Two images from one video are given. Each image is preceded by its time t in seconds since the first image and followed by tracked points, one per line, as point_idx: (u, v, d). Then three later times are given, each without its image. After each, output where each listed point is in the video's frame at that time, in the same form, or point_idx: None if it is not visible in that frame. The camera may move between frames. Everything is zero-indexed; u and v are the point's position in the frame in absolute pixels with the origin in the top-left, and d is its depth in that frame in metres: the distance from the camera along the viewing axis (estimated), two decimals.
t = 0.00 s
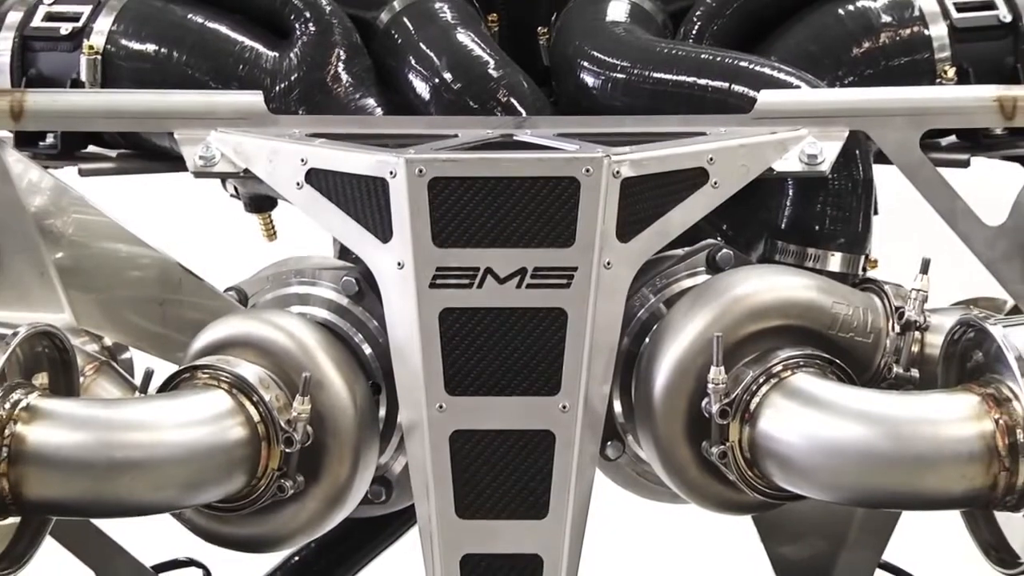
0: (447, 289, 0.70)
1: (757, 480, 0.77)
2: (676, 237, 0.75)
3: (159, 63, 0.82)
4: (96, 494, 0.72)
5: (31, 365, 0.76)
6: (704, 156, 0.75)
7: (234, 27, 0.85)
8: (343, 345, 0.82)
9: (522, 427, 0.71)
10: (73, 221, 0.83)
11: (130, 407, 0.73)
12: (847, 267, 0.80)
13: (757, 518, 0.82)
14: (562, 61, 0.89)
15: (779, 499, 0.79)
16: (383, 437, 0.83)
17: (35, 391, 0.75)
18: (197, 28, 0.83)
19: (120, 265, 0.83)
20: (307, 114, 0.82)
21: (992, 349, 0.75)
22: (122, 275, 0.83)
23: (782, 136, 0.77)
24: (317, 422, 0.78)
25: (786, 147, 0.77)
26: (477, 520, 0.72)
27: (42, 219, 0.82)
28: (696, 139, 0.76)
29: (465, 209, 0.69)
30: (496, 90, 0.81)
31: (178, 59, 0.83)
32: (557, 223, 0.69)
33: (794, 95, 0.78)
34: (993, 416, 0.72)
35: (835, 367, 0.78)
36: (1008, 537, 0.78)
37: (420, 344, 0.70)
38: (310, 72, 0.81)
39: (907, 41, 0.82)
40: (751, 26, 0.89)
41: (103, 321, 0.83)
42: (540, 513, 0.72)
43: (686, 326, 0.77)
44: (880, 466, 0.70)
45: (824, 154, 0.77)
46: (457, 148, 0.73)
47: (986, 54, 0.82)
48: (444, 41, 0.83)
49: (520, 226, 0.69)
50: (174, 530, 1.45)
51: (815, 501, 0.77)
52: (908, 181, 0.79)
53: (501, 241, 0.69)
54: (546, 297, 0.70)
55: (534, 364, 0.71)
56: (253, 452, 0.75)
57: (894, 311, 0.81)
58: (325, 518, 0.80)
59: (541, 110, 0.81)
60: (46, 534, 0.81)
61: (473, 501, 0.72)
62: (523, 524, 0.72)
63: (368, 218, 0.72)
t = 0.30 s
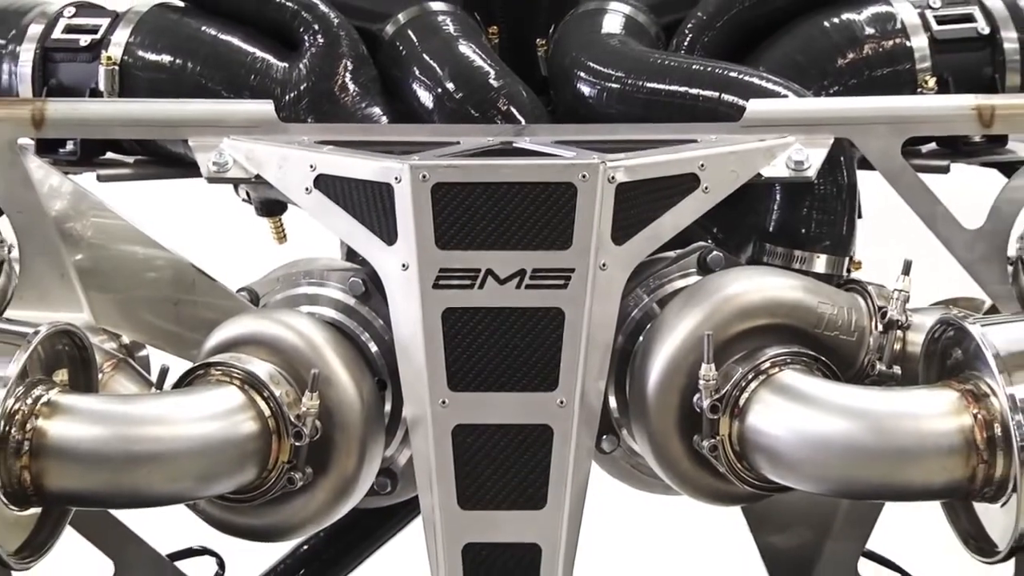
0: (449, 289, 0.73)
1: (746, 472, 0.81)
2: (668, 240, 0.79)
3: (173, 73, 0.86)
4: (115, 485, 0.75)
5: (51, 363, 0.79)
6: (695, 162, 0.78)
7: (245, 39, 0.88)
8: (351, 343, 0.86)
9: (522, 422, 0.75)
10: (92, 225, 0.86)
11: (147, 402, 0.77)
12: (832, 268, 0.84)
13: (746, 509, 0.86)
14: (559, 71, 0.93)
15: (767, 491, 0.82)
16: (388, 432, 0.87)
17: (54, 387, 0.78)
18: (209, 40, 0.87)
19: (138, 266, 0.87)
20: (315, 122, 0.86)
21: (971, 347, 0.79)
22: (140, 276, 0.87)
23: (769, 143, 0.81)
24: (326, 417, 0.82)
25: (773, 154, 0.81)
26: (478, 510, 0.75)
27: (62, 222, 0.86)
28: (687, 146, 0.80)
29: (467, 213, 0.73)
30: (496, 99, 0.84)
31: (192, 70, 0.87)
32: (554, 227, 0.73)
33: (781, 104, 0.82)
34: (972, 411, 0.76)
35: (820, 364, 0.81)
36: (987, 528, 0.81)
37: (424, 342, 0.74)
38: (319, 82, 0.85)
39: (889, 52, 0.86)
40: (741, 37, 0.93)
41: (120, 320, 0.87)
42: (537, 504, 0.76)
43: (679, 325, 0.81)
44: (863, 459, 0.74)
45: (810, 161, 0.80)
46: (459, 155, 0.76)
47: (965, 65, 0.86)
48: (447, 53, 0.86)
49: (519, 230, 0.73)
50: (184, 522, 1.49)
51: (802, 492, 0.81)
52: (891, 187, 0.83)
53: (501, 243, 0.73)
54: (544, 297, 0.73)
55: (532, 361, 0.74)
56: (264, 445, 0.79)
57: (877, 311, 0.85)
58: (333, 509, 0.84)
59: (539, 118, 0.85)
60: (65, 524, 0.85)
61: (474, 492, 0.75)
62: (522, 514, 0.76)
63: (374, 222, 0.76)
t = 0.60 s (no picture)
0: (452, 287, 0.77)
1: (735, 463, 0.85)
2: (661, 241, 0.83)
3: (189, 82, 0.90)
4: (133, 475, 0.79)
5: (71, 358, 0.84)
6: (687, 167, 0.82)
7: (257, 49, 0.92)
8: (358, 339, 0.89)
9: (521, 415, 0.78)
10: (110, 227, 0.90)
11: (164, 396, 0.81)
12: (817, 267, 0.88)
13: (735, 498, 0.90)
14: (557, 79, 0.97)
15: (755, 480, 0.86)
16: (394, 424, 0.91)
17: (74, 381, 0.83)
18: (223, 50, 0.91)
19: (155, 266, 0.90)
20: (323, 128, 0.89)
21: (949, 343, 0.83)
22: (157, 276, 0.90)
23: (758, 148, 0.84)
24: (334, 409, 0.85)
25: (761, 159, 0.84)
26: (479, 499, 0.79)
27: (82, 224, 0.90)
28: (679, 152, 0.83)
29: (469, 215, 0.77)
30: (497, 106, 0.88)
31: (206, 79, 0.91)
32: (551, 228, 0.77)
33: (768, 111, 0.86)
34: (950, 404, 0.80)
35: (806, 359, 0.85)
36: (965, 516, 0.85)
37: (428, 338, 0.78)
38: (327, 90, 0.89)
39: (873, 61, 0.90)
40: (732, 47, 0.96)
41: (137, 318, 0.91)
42: (536, 492, 0.79)
43: (672, 321, 0.85)
44: (846, 450, 0.78)
45: (796, 165, 0.84)
46: (461, 159, 0.80)
47: (945, 75, 0.90)
48: (450, 63, 0.90)
49: (518, 231, 0.77)
50: (192, 512, 1.53)
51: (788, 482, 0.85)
52: (874, 190, 0.87)
53: (500, 244, 0.77)
54: (542, 295, 0.77)
55: (530, 356, 0.78)
56: (276, 437, 0.83)
57: (860, 308, 0.89)
58: (340, 498, 0.88)
59: (537, 124, 0.88)
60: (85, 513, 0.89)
61: (475, 481, 0.79)
62: (522, 502, 0.79)
63: (380, 223, 0.80)
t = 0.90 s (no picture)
0: (454, 286, 0.81)
1: (724, 454, 0.89)
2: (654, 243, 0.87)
3: (203, 90, 0.95)
4: (150, 465, 0.83)
5: (91, 353, 0.88)
6: (679, 171, 0.86)
7: (269, 59, 0.97)
8: (365, 336, 0.94)
9: (520, 408, 0.82)
10: (128, 228, 0.96)
11: (179, 389, 0.85)
12: (803, 267, 0.92)
13: (724, 488, 0.94)
14: (555, 87, 1.01)
15: (743, 470, 0.90)
16: (398, 417, 0.95)
17: (94, 376, 0.87)
18: (236, 59, 0.96)
19: (172, 265, 0.96)
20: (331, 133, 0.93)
21: (930, 339, 0.87)
22: (172, 274, 0.96)
23: (747, 154, 0.88)
24: (342, 403, 0.89)
25: (750, 163, 0.88)
26: (480, 487, 0.83)
27: (101, 226, 0.95)
28: (672, 156, 0.88)
29: (470, 217, 0.81)
30: (497, 113, 0.92)
31: (220, 87, 0.96)
32: (549, 229, 0.81)
33: (757, 118, 0.90)
34: (930, 398, 0.84)
35: (792, 355, 0.89)
36: (944, 504, 0.89)
37: (432, 334, 0.82)
38: (335, 97, 0.93)
39: (856, 70, 0.93)
40: (723, 56, 1.00)
41: (152, 315, 0.95)
42: (534, 482, 0.83)
43: (664, 319, 0.89)
44: (829, 441, 0.82)
45: (783, 169, 0.88)
46: (463, 164, 0.84)
47: (925, 83, 0.95)
48: (453, 72, 0.94)
49: (517, 233, 0.81)
50: (202, 503, 1.57)
51: (775, 472, 0.89)
52: (857, 194, 0.91)
53: (500, 244, 0.81)
54: (540, 293, 0.81)
55: (529, 351, 0.82)
56: (286, 429, 0.87)
57: (845, 306, 0.93)
58: (347, 488, 0.92)
59: (536, 131, 0.92)
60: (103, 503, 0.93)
61: (476, 471, 0.83)
62: (520, 491, 0.83)
63: (385, 225, 0.84)
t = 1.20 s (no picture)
0: (456, 287, 0.85)
1: (715, 448, 0.93)
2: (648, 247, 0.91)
3: (217, 100, 0.99)
4: (166, 459, 0.88)
5: (110, 352, 0.92)
6: (671, 178, 0.90)
7: (279, 70, 1.01)
8: (371, 335, 0.98)
9: (520, 404, 0.87)
10: (145, 232, 1.00)
11: (193, 387, 0.89)
12: (790, 269, 0.97)
13: (714, 481, 0.98)
14: (553, 97, 1.05)
15: (733, 464, 0.94)
16: (403, 412, 0.99)
17: (112, 373, 0.91)
18: (248, 71, 1.00)
19: (185, 268, 1.00)
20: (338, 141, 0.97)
21: (911, 338, 0.91)
22: (186, 277, 1.00)
23: (737, 162, 0.92)
24: (349, 400, 0.94)
25: (740, 170, 0.92)
26: (481, 479, 0.87)
27: (119, 230, 0.99)
28: (665, 164, 0.92)
29: (472, 222, 0.85)
30: (498, 122, 0.96)
31: (232, 97, 1.00)
32: (547, 234, 0.85)
33: (746, 127, 0.94)
34: (911, 394, 0.88)
35: (779, 353, 0.93)
36: (925, 496, 0.93)
37: (435, 334, 0.86)
38: (343, 107, 0.97)
39: (841, 80, 0.98)
40: (714, 68, 1.04)
41: (168, 316, 1.00)
42: (533, 475, 0.87)
43: (657, 319, 0.93)
44: (814, 436, 0.86)
45: (771, 176, 0.92)
46: (465, 171, 0.88)
47: (907, 94, 0.99)
48: (455, 83, 0.99)
49: (516, 237, 0.85)
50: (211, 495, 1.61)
51: (763, 465, 0.93)
52: (842, 200, 0.95)
53: (500, 248, 0.85)
54: (538, 295, 0.85)
55: (528, 350, 0.86)
56: (296, 424, 0.91)
57: (830, 306, 0.98)
58: (355, 480, 0.96)
59: (534, 139, 0.96)
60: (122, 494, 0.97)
61: (478, 464, 0.87)
62: (519, 483, 0.87)
63: (391, 229, 0.88)
